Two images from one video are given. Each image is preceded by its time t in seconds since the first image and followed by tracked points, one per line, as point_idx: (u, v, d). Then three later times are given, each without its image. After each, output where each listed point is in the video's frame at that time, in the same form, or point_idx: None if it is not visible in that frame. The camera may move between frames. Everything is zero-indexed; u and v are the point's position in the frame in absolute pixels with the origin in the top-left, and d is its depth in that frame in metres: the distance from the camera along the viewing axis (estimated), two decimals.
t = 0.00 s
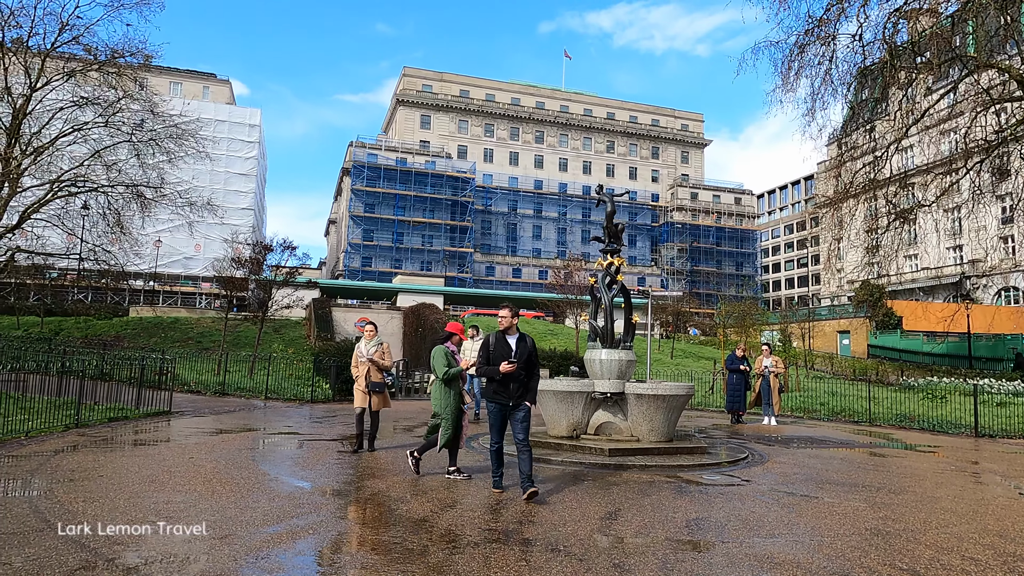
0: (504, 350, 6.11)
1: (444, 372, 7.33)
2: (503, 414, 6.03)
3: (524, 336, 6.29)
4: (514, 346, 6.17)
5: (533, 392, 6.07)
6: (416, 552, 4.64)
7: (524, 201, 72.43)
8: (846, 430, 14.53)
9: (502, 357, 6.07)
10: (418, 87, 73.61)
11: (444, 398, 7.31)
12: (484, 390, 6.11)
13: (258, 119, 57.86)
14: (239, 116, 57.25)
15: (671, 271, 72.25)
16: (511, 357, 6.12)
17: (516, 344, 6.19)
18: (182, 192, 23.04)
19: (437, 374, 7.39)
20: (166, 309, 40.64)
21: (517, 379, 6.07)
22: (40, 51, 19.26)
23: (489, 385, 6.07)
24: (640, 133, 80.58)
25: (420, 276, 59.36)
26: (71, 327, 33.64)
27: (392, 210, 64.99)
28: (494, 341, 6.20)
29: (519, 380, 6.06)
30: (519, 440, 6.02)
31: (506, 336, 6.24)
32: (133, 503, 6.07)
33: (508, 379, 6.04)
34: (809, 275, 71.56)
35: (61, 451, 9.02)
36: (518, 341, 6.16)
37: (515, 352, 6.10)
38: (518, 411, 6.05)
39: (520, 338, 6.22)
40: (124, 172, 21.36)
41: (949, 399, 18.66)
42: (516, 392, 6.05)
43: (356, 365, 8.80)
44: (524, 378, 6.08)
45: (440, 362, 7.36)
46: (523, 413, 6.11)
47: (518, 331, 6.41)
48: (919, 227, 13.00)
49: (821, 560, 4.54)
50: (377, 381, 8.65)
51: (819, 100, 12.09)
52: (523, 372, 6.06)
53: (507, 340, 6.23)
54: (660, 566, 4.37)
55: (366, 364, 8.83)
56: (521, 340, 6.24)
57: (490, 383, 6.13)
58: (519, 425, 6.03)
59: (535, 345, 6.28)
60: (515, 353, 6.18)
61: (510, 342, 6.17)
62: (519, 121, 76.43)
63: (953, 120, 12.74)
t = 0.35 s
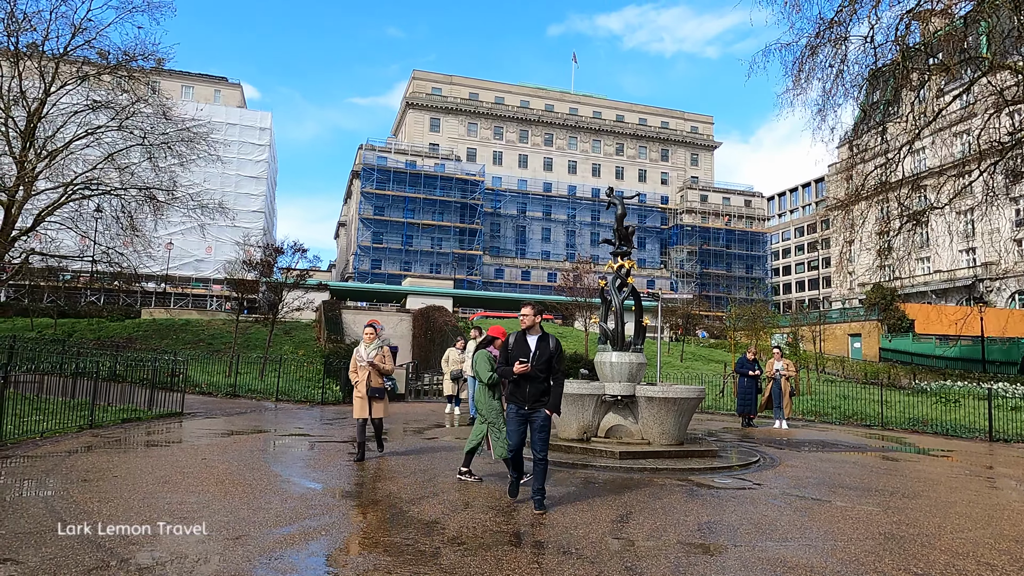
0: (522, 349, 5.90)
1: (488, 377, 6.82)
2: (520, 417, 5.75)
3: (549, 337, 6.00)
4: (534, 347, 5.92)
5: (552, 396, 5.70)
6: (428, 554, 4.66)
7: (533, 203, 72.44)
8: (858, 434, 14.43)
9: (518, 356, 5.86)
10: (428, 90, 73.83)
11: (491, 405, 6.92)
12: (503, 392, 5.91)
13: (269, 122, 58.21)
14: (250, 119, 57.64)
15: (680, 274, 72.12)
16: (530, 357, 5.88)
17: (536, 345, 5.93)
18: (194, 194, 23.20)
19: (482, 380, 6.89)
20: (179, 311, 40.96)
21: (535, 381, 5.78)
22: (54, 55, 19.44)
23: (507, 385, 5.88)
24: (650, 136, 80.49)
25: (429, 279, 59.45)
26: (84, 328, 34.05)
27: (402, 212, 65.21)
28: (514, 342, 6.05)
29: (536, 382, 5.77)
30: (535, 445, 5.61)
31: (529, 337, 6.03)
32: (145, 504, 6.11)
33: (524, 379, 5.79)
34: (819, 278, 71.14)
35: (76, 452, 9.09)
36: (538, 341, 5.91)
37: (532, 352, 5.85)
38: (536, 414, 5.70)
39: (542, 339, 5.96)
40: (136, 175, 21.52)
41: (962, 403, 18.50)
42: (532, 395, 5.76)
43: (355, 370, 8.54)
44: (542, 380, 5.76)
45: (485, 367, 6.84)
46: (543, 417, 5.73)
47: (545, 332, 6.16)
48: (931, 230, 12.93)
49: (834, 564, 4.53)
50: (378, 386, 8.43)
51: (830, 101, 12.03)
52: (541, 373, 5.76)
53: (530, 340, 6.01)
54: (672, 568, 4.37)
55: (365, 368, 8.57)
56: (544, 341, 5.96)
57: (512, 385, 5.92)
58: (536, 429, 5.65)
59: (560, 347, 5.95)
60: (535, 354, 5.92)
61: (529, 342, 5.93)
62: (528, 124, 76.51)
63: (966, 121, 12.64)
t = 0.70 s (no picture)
0: (537, 358, 5.60)
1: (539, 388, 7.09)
2: (539, 430, 5.42)
3: (563, 341, 5.72)
4: (550, 354, 5.64)
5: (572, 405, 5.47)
6: (447, 556, 4.66)
7: (546, 205, 72.39)
8: (876, 437, 14.28)
9: (535, 364, 5.57)
10: (441, 92, 74.07)
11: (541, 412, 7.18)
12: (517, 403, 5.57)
13: (283, 125, 58.69)
14: (265, 122, 58.14)
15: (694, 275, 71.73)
16: (546, 364, 5.59)
17: (551, 351, 5.65)
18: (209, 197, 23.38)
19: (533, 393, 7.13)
20: (195, 312, 41.34)
21: (552, 390, 5.49)
22: (73, 60, 19.69)
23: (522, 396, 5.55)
24: (663, 136, 80.21)
25: (442, 281, 59.57)
26: (102, 330, 34.50)
27: (415, 214, 65.42)
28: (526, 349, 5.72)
29: (555, 391, 5.48)
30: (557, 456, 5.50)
31: (543, 344, 5.72)
32: (164, 505, 6.15)
33: (541, 389, 5.49)
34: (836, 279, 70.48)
35: (97, 452, 9.21)
36: (554, 347, 5.63)
37: (549, 360, 5.57)
38: (556, 425, 5.44)
39: (558, 344, 5.68)
40: (153, 179, 21.72)
41: (982, 407, 18.25)
42: (552, 405, 5.46)
43: (363, 376, 8.26)
44: (561, 389, 5.50)
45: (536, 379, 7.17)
46: (563, 427, 5.47)
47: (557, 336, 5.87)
48: (950, 231, 12.78)
49: (857, 569, 4.48)
50: (387, 391, 8.12)
51: (846, 101, 11.93)
52: (559, 382, 5.49)
53: (543, 346, 5.72)
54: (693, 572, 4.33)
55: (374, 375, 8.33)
56: (559, 347, 5.68)
57: (527, 396, 5.61)
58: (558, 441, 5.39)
59: (576, 352, 5.68)
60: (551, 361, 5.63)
61: (544, 348, 5.65)
62: (541, 125, 76.54)
63: (985, 121, 12.48)
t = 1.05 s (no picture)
0: (558, 353, 5.42)
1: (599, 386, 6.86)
2: (561, 429, 5.29)
3: (584, 335, 5.55)
4: (571, 349, 5.47)
5: (596, 402, 5.33)
6: (472, 558, 4.67)
7: (563, 205, 72.24)
8: (902, 439, 14.06)
9: (556, 360, 5.39)
10: (458, 94, 74.25)
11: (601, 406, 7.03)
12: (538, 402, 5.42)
13: (302, 128, 59.20)
14: (284, 125, 58.68)
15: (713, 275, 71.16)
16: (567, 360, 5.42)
17: (573, 346, 5.47)
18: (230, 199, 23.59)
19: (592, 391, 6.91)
20: (217, 314, 41.78)
21: (576, 388, 5.33)
22: (98, 65, 19.98)
23: (544, 394, 5.38)
24: (681, 136, 79.74)
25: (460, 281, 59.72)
26: (126, 331, 35.01)
27: (432, 216, 65.63)
28: (546, 344, 5.53)
29: (578, 388, 5.32)
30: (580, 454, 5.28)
31: (563, 338, 5.54)
32: (191, 505, 6.21)
33: (564, 387, 5.33)
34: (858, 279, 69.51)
35: (123, 452, 9.34)
36: (576, 342, 5.45)
37: (570, 356, 5.39)
38: (578, 423, 5.29)
39: (578, 338, 5.50)
40: (176, 182, 21.95)
41: (1011, 409, 17.92)
42: (573, 403, 5.32)
43: (381, 376, 8.02)
44: (584, 386, 5.34)
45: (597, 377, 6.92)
46: (584, 425, 5.32)
47: (576, 330, 5.69)
48: (976, 229, 12.57)
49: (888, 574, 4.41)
50: (405, 390, 7.90)
51: (869, 99, 11.77)
52: (582, 379, 5.31)
53: (563, 341, 5.54)
54: None
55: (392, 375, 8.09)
56: (581, 341, 5.50)
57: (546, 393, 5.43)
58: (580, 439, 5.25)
59: (597, 346, 5.51)
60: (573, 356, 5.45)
61: (566, 343, 5.47)
62: (557, 126, 76.45)
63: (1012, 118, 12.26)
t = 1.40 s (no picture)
0: (595, 361, 4.89)
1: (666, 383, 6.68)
2: (594, 444, 4.80)
3: (626, 342, 4.97)
4: (610, 356, 4.91)
5: (632, 417, 4.74)
6: (503, 561, 4.65)
7: (585, 207, 72.00)
8: (934, 443, 13.77)
9: (591, 368, 4.88)
10: (479, 97, 74.47)
11: (667, 410, 6.64)
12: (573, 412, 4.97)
13: (326, 132, 59.84)
14: (307, 129, 59.34)
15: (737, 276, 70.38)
16: (605, 368, 4.88)
17: (612, 353, 4.91)
18: (256, 204, 23.86)
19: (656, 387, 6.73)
20: (242, 316, 42.29)
21: (612, 399, 4.78)
22: (128, 73, 20.38)
23: (578, 405, 4.90)
24: (703, 136, 79.15)
25: (483, 284, 59.82)
26: (155, 334, 35.63)
27: (454, 218, 65.85)
28: (583, 349, 5.03)
29: (613, 400, 4.77)
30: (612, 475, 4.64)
31: (603, 345, 5.00)
32: (222, 505, 6.28)
33: (598, 398, 4.81)
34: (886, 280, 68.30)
35: (154, 453, 9.48)
36: (615, 348, 4.89)
37: (606, 364, 4.84)
38: (613, 439, 4.73)
39: (619, 344, 4.93)
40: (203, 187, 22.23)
41: None
42: (609, 417, 4.78)
43: (395, 383, 7.53)
44: (620, 398, 4.77)
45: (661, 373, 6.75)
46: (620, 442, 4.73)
47: (620, 335, 5.11)
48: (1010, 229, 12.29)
49: None
50: (422, 398, 7.44)
51: (899, 95, 11.56)
52: (618, 389, 4.75)
53: (602, 347, 5.00)
54: None
55: (407, 382, 7.60)
56: (622, 348, 4.93)
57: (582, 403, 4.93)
58: (612, 457, 4.69)
59: (640, 353, 4.91)
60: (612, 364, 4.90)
61: (604, 350, 4.93)
62: (579, 127, 76.32)
63: None
